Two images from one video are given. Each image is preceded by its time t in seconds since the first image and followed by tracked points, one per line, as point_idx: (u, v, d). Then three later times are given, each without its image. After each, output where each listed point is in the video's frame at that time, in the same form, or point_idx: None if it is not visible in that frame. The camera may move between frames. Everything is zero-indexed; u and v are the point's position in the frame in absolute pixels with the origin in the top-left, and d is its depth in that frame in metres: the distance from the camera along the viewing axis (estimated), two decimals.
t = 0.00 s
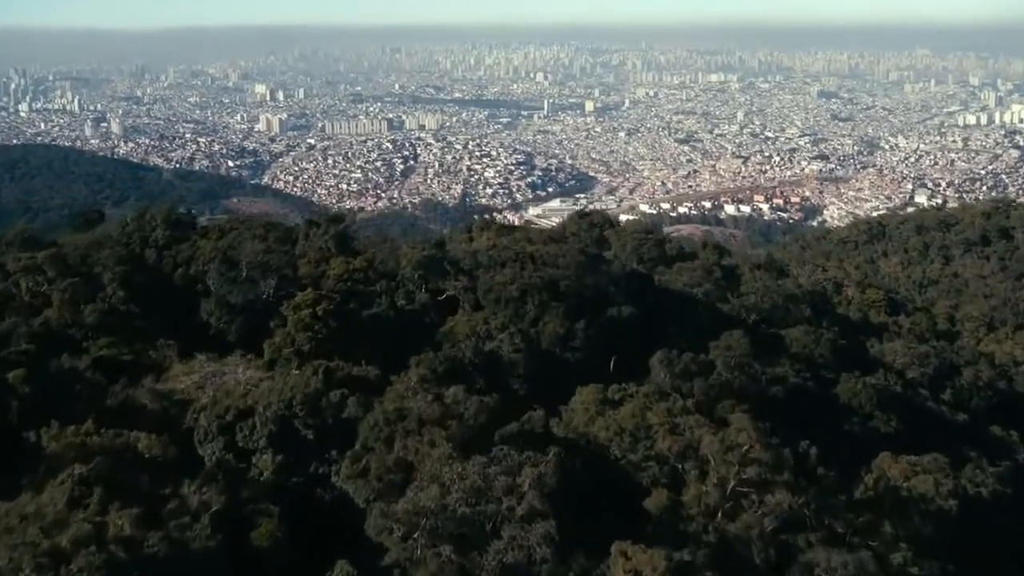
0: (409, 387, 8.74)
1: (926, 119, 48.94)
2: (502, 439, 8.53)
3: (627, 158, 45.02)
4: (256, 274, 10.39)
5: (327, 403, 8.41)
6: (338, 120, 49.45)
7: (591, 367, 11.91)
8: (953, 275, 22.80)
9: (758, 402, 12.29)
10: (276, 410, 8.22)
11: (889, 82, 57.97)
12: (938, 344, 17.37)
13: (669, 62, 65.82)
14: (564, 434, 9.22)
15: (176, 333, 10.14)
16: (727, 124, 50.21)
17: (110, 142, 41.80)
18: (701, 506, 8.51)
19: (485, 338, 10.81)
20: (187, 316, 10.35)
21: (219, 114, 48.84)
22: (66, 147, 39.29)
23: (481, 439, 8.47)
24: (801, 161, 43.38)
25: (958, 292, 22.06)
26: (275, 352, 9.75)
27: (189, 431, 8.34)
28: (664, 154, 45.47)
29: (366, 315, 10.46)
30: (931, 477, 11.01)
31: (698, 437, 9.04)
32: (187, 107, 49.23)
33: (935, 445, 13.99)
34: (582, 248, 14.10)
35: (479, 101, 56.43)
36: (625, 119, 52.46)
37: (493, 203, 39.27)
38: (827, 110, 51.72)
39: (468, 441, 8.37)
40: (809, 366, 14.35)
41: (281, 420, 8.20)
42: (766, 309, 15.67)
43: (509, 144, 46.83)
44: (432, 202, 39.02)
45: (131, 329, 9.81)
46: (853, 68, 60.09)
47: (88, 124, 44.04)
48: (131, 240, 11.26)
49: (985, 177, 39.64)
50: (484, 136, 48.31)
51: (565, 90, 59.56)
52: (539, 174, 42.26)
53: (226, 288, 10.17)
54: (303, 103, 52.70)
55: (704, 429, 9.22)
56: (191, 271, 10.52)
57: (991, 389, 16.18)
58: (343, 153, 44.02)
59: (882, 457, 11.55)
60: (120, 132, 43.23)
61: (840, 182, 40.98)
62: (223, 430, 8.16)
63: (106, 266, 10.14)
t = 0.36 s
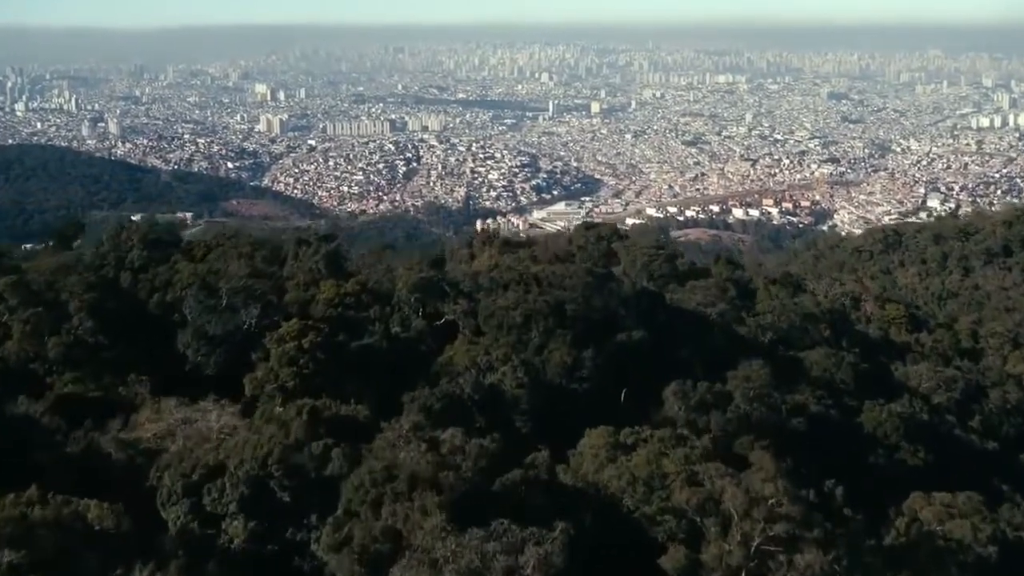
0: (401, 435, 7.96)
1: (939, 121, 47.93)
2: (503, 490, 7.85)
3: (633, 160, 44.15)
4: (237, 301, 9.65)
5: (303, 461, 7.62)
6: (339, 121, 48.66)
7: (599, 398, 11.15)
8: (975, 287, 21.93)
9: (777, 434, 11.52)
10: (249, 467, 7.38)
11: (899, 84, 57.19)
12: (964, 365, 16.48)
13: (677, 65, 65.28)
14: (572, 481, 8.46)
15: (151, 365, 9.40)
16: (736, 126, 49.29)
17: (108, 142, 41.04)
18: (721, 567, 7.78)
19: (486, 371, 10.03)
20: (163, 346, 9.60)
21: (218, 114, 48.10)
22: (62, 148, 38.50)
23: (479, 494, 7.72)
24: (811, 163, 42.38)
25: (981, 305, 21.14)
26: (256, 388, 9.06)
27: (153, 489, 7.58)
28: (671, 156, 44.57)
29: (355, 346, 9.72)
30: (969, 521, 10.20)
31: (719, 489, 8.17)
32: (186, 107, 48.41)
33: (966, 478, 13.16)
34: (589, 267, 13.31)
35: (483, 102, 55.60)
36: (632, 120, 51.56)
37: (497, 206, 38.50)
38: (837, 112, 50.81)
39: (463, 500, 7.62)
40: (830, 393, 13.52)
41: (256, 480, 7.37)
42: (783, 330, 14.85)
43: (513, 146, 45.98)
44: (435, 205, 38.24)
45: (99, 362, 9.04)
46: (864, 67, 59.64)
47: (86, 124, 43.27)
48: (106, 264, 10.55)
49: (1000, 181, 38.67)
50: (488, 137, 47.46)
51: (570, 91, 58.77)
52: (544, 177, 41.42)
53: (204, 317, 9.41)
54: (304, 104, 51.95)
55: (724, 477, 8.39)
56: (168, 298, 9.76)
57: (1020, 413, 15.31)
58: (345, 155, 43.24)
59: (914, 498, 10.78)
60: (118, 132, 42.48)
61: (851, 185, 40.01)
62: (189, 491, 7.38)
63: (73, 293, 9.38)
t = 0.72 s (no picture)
0: (391, 497, 7.29)
1: (953, 124, 46.94)
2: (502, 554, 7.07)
3: (641, 164, 43.28)
4: (213, 335, 9.17)
5: (280, 528, 6.72)
6: (341, 122, 47.98)
7: (611, 436, 10.52)
8: (1000, 300, 21.00)
9: (801, 474, 10.62)
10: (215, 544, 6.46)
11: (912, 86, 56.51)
12: (993, 389, 15.63)
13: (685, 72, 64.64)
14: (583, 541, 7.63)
15: (120, 410, 8.77)
16: (745, 128, 48.39)
17: (104, 144, 40.33)
18: None
19: (487, 413, 9.23)
20: (133, 385, 9.05)
21: (217, 116, 47.43)
22: (58, 149, 37.85)
23: (478, 561, 6.97)
24: (822, 167, 41.34)
25: (1008, 321, 20.22)
26: (233, 430, 8.39)
27: (106, 565, 6.67)
28: (679, 159, 43.66)
29: (344, 387, 9.03)
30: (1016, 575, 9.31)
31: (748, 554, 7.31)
32: (185, 108, 47.78)
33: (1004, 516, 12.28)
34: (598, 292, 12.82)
35: (488, 103, 54.84)
36: (639, 122, 50.72)
37: (501, 211, 37.72)
38: (849, 114, 49.81)
39: (460, 568, 6.84)
40: (857, 427, 12.71)
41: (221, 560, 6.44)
42: (803, 354, 14.17)
43: (517, 148, 45.17)
44: (438, 210, 37.44)
45: (61, 404, 8.29)
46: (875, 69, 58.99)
47: (83, 124, 42.69)
48: (74, 292, 10.08)
49: (1017, 185, 37.64)
50: (492, 140, 46.67)
51: (577, 93, 57.96)
52: (549, 180, 40.57)
53: (179, 354, 8.89)
54: (305, 105, 51.25)
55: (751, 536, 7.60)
56: (139, 333, 9.29)
57: None
58: (346, 158, 42.44)
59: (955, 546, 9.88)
60: (115, 134, 41.81)
61: (864, 188, 39.02)
62: (145, 570, 6.48)
63: (33, 326, 8.85)
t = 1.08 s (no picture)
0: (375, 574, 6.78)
1: (962, 124, 46.14)
2: None
3: (644, 166, 42.48)
4: (182, 372, 8.58)
5: None
6: (337, 124, 47.23)
7: (621, 475, 9.98)
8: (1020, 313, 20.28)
9: (824, 518, 10.17)
10: None
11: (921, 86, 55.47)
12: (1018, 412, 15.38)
13: (690, 76, 63.74)
14: None
15: (80, 455, 8.17)
16: (750, 129, 47.57)
17: (96, 146, 39.52)
18: None
19: (482, 456, 8.81)
20: (96, 428, 8.46)
21: (211, 117, 46.64)
22: (48, 151, 37.08)
23: None
24: (829, 169, 40.48)
25: None
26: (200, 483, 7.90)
27: None
28: (683, 161, 42.86)
29: (324, 430, 8.54)
30: None
31: None
32: (179, 109, 47.01)
33: None
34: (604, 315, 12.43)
35: (487, 104, 54.01)
36: (641, 122, 49.92)
37: (501, 214, 36.96)
38: (856, 115, 48.93)
39: None
40: (882, 460, 12.36)
41: None
42: (821, 377, 13.86)
43: (517, 150, 44.32)
44: (437, 213, 36.67)
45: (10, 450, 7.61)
46: (883, 70, 57.97)
47: (74, 125, 41.89)
48: (36, 324, 9.73)
49: None
50: (492, 141, 45.86)
51: (578, 93, 57.18)
52: (550, 183, 39.69)
53: (143, 397, 8.37)
54: (301, 106, 50.52)
55: None
56: (102, 370, 8.77)
57: None
58: (343, 160, 41.63)
59: None
60: (107, 135, 41.04)
61: (873, 192, 38.00)
62: None
63: None
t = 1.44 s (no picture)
0: None
1: (977, 124, 45.09)
2: None
3: (649, 166, 41.53)
4: (144, 416, 7.93)
5: None
6: (336, 122, 46.37)
7: (630, 520, 9.72)
8: None
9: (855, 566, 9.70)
10: None
11: (934, 84, 55.24)
12: None
13: (697, 75, 62.71)
14: None
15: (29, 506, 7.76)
16: (758, 129, 46.59)
17: (88, 145, 38.66)
18: None
19: (480, 507, 8.31)
20: (50, 476, 8.00)
21: (207, 116, 45.83)
22: (38, 150, 36.30)
23: None
24: (839, 170, 39.49)
25: None
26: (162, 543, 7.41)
27: None
28: (690, 162, 41.91)
29: (306, 481, 7.94)
30: None
31: None
32: (173, 107, 46.21)
33: None
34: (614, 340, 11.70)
35: (490, 103, 53.06)
36: (647, 121, 48.94)
37: (504, 216, 36.10)
38: (867, 114, 47.94)
39: None
40: (914, 498, 11.66)
41: None
42: (843, 403, 13.13)
43: (520, 150, 43.40)
44: (437, 215, 35.79)
45: None
46: (895, 68, 56.83)
47: (65, 124, 41.16)
48: None
49: None
50: (494, 141, 44.96)
51: (583, 92, 56.19)
52: (554, 184, 38.79)
53: (102, 446, 7.71)
54: (299, 105, 49.68)
55: None
56: (57, 413, 8.13)
57: None
58: (341, 160, 40.70)
59: None
60: (100, 134, 40.20)
61: (886, 193, 37.03)
62: None
63: None
